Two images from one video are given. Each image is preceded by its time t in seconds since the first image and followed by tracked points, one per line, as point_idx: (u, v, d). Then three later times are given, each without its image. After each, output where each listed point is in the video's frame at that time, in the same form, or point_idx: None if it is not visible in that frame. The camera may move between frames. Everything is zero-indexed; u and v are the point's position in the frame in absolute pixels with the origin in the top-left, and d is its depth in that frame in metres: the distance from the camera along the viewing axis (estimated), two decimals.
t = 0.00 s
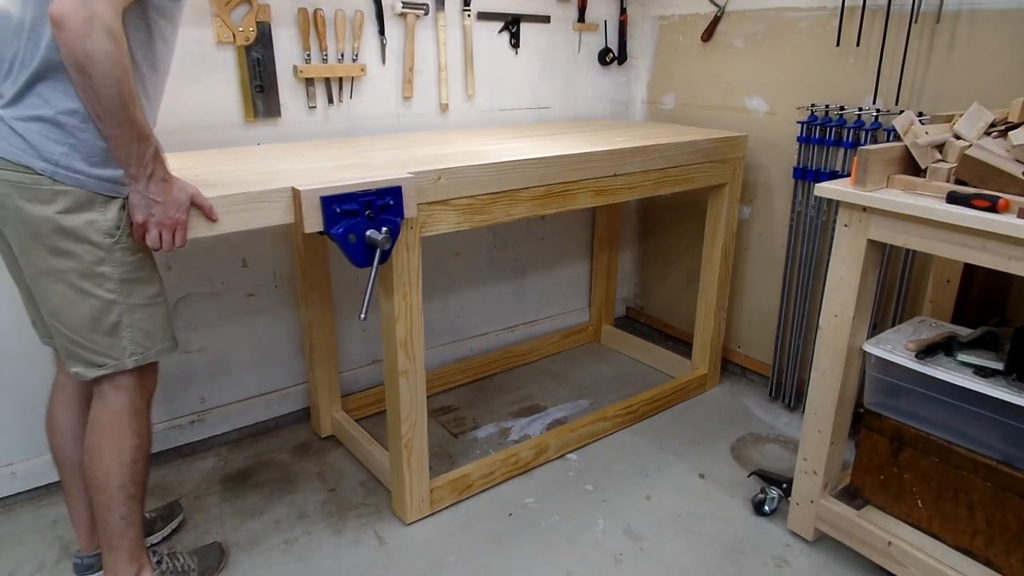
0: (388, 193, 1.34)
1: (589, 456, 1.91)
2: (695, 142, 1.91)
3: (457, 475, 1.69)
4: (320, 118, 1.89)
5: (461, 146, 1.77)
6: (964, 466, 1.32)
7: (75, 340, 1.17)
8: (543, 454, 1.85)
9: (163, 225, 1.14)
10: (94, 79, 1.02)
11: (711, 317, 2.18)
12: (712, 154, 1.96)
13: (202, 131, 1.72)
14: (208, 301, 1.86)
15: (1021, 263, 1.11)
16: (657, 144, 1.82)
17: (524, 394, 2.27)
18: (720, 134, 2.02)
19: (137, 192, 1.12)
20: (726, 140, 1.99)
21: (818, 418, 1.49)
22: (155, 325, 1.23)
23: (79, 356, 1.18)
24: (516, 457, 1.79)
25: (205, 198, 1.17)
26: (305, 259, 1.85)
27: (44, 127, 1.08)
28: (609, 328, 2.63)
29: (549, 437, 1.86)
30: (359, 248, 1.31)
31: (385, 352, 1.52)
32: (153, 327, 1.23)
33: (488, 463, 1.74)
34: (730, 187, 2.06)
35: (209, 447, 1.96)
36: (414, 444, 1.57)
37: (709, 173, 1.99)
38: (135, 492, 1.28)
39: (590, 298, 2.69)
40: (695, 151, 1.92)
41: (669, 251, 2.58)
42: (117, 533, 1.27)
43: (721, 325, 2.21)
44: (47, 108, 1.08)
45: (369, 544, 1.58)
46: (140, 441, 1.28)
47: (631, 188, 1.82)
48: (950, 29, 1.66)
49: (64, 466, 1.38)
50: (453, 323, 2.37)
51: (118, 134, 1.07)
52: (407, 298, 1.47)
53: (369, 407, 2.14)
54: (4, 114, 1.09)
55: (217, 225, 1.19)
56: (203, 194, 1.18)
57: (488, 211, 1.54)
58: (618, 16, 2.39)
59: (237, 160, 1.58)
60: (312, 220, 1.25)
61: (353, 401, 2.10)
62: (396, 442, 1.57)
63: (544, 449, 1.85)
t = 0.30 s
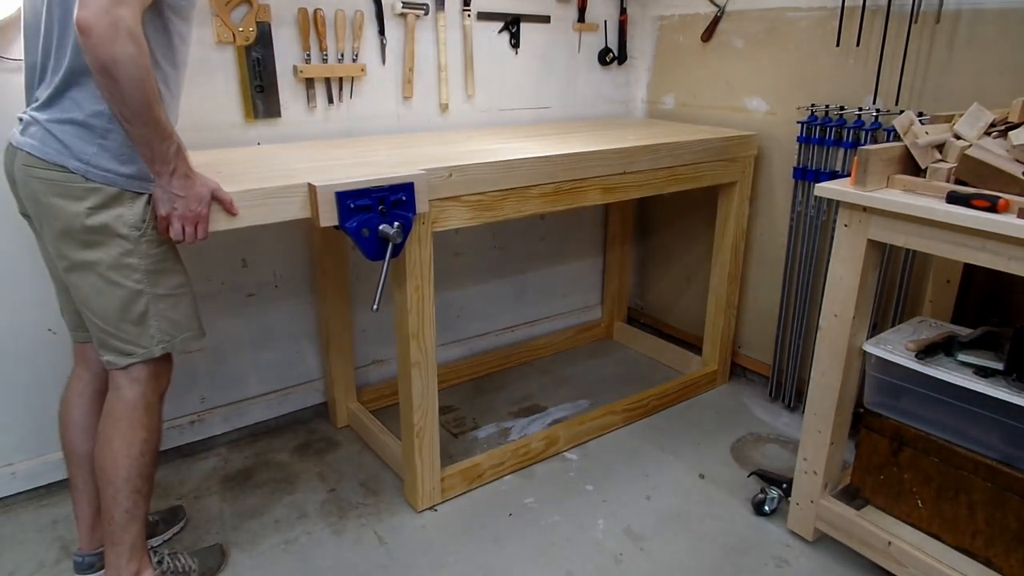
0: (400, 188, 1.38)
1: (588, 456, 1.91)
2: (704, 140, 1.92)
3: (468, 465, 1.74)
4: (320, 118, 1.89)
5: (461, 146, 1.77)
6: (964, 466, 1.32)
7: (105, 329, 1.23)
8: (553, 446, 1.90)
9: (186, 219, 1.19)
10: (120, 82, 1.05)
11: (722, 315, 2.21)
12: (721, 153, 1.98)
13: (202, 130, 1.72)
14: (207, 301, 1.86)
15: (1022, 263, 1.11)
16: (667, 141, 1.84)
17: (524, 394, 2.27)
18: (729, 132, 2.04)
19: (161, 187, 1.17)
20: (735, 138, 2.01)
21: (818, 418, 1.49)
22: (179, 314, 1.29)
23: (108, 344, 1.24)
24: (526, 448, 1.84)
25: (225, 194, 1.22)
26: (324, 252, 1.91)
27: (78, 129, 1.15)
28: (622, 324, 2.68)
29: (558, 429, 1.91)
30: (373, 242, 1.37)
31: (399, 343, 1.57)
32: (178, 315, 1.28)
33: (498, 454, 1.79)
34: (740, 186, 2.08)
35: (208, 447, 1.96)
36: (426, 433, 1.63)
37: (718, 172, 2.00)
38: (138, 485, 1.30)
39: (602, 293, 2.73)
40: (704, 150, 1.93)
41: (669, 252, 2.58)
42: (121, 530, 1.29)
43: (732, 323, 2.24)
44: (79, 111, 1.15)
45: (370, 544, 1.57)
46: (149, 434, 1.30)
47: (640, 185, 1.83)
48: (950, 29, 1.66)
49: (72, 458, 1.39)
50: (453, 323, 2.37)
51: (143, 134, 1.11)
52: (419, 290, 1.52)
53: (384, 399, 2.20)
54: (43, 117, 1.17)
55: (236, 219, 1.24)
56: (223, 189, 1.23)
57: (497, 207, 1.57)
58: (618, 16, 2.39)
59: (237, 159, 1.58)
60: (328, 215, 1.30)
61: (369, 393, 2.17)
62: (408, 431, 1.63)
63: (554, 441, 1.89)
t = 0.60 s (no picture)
0: (397, 187, 1.38)
1: (588, 456, 1.91)
2: (705, 140, 1.92)
3: (466, 460, 1.76)
4: (320, 118, 1.89)
5: (461, 145, 1.77)
6: (964, 466, 1.32)
7: (115, 325, 1.24)
8: (551, 443, 1.91)
9: (184, 216, 1.19)
10: (115, 84, 1.06)
11: (722, 314, 2.21)
12: (722, 152, 1.98)
13: (202, 130, 1.72)
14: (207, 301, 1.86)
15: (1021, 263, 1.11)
16: (665, 141, 1.84)
17: (524, 393, 2.27)
18: (731, 132, 2.04)
19: (160, 186, 1.18)
20: (737, 138, 2.01)
21: (818, 418, 1.49)
22: (187, 308, 1.30)
23: (120, 340, 1.25)
24: (524, 444, 1.85)
25: (224, 191, 1.22)
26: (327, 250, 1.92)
27: (84, 132, 1.16)
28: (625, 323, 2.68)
29: (556, 426, 1.92)
30: (368, 239, 1.38)
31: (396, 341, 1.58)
32: (186, 310, 1.30)
33: (496, 449, 1.81)
34: (741, 184, 2.08)
35: (208, 447, 1.96)
36: (423, 427, 1.64)
37: (719, 171, 2.01)
38: (144, 481, 1.30)
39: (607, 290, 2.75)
40: (706, 149, 1.93)
41: (669, 252, 2.58)
42: (123, 524, 1.29)
43: (733, 321, 2.24)
44: (84, 115, 1.15)
45: (370, 545, 1.57)
46: (158, 429, 1.31)
47: (639, 184, 1.83)
48: (949, 29, 1.66)
49: (72, 458, 1.38)
50: (453, 323, 2.37)
51: (140, 135, 1.11)
52: (416, 288, 1.52)
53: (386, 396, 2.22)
54: (49, 121, 1.18)
55: (235, 216, 1.24)
56: (222, 187, 1.23)
57: (495, 206, 1.57)
58: (618, 16, 2.39)
59: (237, 159, 1.58)
60: (324, 212, 1.30)
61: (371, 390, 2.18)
62: (405, 427, 1.65)
63: (552, 438, 1.91)
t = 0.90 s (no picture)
0: (403, 181, 1.38)
1: (589, 455, 1.91)
2: (709, 139, 1.93)
3: (469, 458, 1.76)
4: (320, 118, 1.89)
5: (460, 144, 1.77)
6: (963, 466, 1.32)
7: (132, 316, 1.25)
8: (553, 441, 1.91)
9: (191, 208, 1.19)
10: (117, 74, 1.06)
11: (723, 314, 2.22)
12: (725, 151, 1.99)
13: (202, 130, 1.72)
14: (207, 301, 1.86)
15: (1021, 263, 1.11)
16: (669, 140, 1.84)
17: (524, 393, 2.27)
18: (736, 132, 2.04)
19: (166, 177, 1.18)
20: (741, 137, 2.01)
21: (818, 418, 1.49)
22: (206, 296, 1.31)
23: (139, 331, 1.27)
24: (526, 442, 1.86)
25: (230, 183, 1.22)
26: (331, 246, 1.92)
27: (87, 127, 1.16)
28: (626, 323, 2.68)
29: (559, 424, 1.92)
30: (375, 233, 1.37)
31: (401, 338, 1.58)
32: (205, 298, 1.30)
33: (499, 447, 1.81)
34: (743, 184, 2.08)
35: (208, 447, 1.96)
36: (426, 423, 1.64)
37: (721, 171, 2.01)
38: (165, 463, 1.31)
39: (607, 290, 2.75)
40: (709, 147, 1.94)
41: (669, 251, 2.58)
42: (140, 508, 1.31)
43: (735, 321, 2.24)
44: (87, 110, 1.16)
45: (370, 545, 1.57)
46: (185, 414, 1.33)
47: (643, 182, 1.83)
48: (949, 29, 1.66)
49: (72, 459, 1.38)
50: (453, 323, 2.38)
51: (145, 125, 1.11)
52: (421, 283, 1.52)
53: (389, 393, 2.21)
54: (54, 118, 1.19)
55: (241, 209, 1.24)
56: (228, 179, 1.23)
57: (499, 202, 1.57)
58: (618, 16, 2.39)
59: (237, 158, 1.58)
60: (331, 206, 1.31)
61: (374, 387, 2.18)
62: (408, 425, 1.65)
63: (554, 437, 1.91)
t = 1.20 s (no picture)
0: (416, 182, 1.38)
1: (589, 455, 1.91)
2: (716, 139, 1.93)
3: (479, 455, 1.78)
4: (320, 118, 1.89)
5: (461, 145, 1.77)
6: (963, 466, 1.32)
7: (154, 314, 1.28)
8: (562, 438, 1.93)
9: (211, 211, 1.19)
10: (132, 90, 1.06)
11: (731, 313, 2.23)
12: (733, 151, 1.99)
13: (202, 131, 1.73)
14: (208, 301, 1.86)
15: (1021, 263, 1.11)
16: (677, 140, 1.84)
17: (524, 393, 2.27)
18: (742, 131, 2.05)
19: (186, 182, 1.18)
20: (748, 137, 2.02)
21: (818, 418, 1.49)
22: (221, 295, 1.31)
23: (163, 328, 1.29)
24: (535, 440, 1.87)
25: (249, 186, 1.22)
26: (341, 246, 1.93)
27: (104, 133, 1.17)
28: (633, 321, 2.71)
29: (567, 421, 1.94)
30: (389, 235, 1.37)
31: (414, 335, 1.58)
32: (219, 297, 1.31)
33: (509, 444, 1.83)
34: (750, 183, 2.10)
35: (208, 447, 1.96)
36: (438, 421, 1.65)
37: (730, 170, 2.02)
38: (172, 454, 1.32)
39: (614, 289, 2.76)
40: (716, 147, 1.94)
41: (669, 251, 2.58)
42: (144, 495, 1.31)
43: (741, 321, 2.25)
44: (106, 117, 1.17)
45: (370, 545, 1.57)
46: (197, 408, 1.34)
47: (650, 181, 1.83)
48: (950, 29, 1.66)
49: (79, 457, 1.38)
50: (454, 323, 2.38)
51: (161, 135, 1.12)
52: (434, 283, 1.52)
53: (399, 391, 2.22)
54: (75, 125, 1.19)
55: (259, 210, 1.24)
56: (247, 182, 1.23)
57: (510, 201, 1.57)
58: (618, 16, 2.39)
59: (237, 158, 1.58)
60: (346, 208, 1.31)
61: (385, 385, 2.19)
62: (421, 422, 1.66)
63: (563, 433, 1.93)
